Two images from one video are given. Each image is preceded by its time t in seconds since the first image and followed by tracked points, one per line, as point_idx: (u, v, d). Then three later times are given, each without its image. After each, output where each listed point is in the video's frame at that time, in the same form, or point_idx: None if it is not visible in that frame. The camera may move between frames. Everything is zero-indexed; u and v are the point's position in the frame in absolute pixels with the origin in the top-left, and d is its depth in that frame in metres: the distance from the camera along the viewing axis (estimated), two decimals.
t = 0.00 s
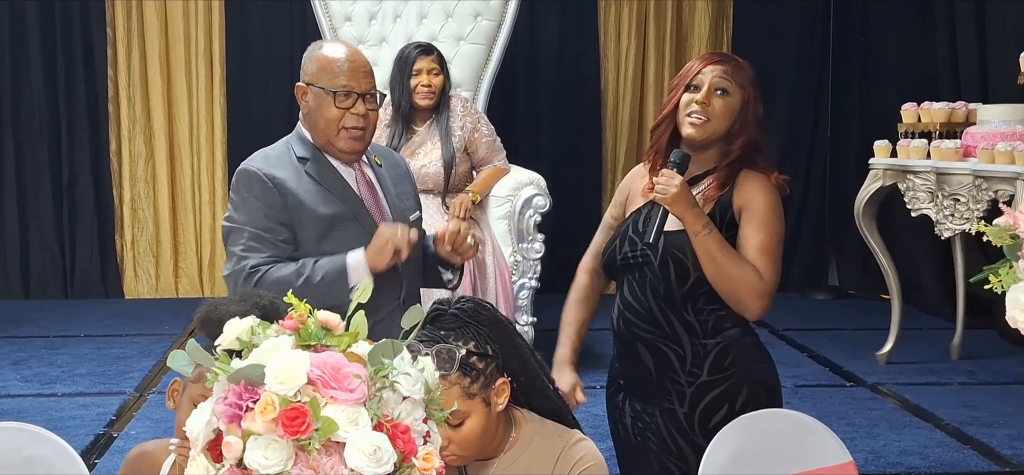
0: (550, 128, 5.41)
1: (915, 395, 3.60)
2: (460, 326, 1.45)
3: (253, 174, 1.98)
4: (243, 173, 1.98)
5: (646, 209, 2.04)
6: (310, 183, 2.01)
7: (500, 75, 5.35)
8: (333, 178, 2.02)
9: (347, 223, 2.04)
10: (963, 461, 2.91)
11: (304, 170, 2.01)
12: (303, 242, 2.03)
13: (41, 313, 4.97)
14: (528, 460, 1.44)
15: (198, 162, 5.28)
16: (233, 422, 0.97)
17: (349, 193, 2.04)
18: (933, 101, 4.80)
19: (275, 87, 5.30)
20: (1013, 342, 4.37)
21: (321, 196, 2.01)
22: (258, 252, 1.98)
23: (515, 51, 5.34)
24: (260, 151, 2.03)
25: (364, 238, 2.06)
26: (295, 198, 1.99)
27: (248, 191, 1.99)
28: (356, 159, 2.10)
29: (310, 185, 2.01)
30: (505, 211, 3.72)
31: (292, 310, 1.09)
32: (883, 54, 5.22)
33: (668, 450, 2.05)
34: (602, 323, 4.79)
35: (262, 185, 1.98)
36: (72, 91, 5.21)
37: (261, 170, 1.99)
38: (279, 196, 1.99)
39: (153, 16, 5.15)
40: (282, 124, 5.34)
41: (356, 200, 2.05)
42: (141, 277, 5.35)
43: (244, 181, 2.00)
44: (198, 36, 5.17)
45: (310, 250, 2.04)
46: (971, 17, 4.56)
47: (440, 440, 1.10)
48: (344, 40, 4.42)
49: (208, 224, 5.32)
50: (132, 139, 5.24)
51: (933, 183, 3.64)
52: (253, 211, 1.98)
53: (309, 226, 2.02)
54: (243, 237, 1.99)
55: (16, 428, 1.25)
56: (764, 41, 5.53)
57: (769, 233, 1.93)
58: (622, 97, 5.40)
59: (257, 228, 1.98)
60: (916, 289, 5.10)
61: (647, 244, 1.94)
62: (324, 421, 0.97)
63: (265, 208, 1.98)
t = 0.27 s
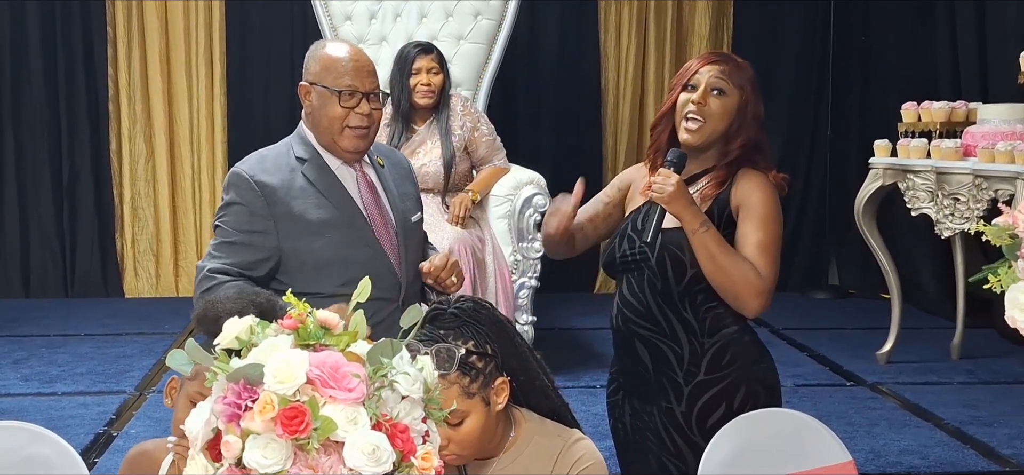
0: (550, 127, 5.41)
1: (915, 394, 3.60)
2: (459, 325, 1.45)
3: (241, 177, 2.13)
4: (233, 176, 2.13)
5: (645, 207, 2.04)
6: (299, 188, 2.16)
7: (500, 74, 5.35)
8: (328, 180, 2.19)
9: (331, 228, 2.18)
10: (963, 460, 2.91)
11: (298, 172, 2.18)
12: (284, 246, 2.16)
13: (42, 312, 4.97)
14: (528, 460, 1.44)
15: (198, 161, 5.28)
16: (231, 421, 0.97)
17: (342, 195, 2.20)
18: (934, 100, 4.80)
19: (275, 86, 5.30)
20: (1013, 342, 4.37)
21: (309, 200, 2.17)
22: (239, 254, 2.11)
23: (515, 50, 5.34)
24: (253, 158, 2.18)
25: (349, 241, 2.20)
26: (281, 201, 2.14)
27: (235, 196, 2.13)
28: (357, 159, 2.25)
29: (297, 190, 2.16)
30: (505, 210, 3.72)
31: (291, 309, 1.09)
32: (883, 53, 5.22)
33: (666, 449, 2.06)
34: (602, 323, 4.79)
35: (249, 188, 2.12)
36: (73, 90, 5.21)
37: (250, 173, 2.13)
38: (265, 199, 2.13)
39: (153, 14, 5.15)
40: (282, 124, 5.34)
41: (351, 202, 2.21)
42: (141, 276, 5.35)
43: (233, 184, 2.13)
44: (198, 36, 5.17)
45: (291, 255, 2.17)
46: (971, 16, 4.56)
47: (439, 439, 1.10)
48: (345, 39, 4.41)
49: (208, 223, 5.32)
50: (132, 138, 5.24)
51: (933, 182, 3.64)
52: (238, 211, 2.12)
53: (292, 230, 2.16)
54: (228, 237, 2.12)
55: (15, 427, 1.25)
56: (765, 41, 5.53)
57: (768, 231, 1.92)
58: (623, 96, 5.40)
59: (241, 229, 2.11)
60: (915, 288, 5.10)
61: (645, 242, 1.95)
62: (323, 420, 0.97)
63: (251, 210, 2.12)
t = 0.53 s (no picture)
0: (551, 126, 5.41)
1: (915, 394, 3.60)
2: (460, 325, 1.45)
3: (237, 175, 2.17)
4: (229, 175, 2.17)
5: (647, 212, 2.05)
6: (293, 187, 2.19)
7: (502, 73, 5.35)
8: (324, 181, 2.21)
9: (324, 229, 2.21)
10: (964, 459, 2.91)
11: (294, 172, 2.21)
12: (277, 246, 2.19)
13: (43, 311, 4.97)
14: (528, 459, 1.45)
15: (199, 160, 5.28)
16: (232, 420, 0.97)
17: (338, 197, 2.22)
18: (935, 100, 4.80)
19: (276, 85, 5.30)
20: (1014, 342, 4.37)
21: (304, 200, 2.19)
22: (231, 251, 2.15)
23: (516, 50, 5.34)
24: (251, 157, 2.22)
25: (342, 242, 2.22)
26: (275, 201, 2.17)
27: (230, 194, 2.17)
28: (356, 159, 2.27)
29: (292, 189, 2.19)
30: (506, 209, 3.72)
31: (292, 309, 1.09)
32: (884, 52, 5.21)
33: (667, 448, 2.05)
34: (603, 322, 4.79)
35: (244, 187, 2.15)
36: (74, 89, 5.21)
37: (245, 172, 2.17)
38: (259, 198, 2.16)
39: (155, 13, 5.15)
40: (283, 124, 5.34)
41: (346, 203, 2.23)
42: (142, 275, 5.35)
43: (230, 182, 2.18)
44: (199, 35, 5.17)
45: (284, 255, 2.19)
46: (972, 16, 4.55)
47: (440, 438, 1.10)
48: (346, 39, 4.41)
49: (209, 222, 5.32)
50: (133, 137, 5.24)
51: (934, 182, 3.64)
52: (234, 209, 2.16)
53: (286, 230, 2.19)
54: (222, 234, 2.16)
55: (16, 427, 1.25)
56: (766, 40, 5.52)
57: (768, 233, 1.92)
58: (624, 96, 5.40)
59: (234, 227, 2.15)
60: (917, 288, 5.10)
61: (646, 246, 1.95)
62: (324, 420, 0.97)
63: (245, 208, 2.16)
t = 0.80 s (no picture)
0: (553, 125, 5.41)
1: (917, 393, 3.60)
2: (461, 324, 1.45)
3: (236, 175, 2.18)
4: (228, 174, 2.19)
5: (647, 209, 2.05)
6: (291, 187, 2.20)
7: (503, 72, 5.35)
8: (322, 179, 2.22)
9: (321, 228, 2.21)
10: (965, 459, 2.91)
11: (293, 171, 2.22)
12: (275, 246, 2.19)
13: (44, 310, 4.97)
14: (530, 458, 1.45)
15: (200, 159, 5.28)
16: (234, 419, 0.98)
17: (336, 196, 2.23)
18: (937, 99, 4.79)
19: (278, 84, 5.30)
20: (1015, 341, 4.37)
21: (301, 199, 2.20)
22: (229, 251, 2.16)
23: (518, 50, 5.34)
24: (251, 157, 2.24)
25: (339, 241, 2.22)
26: (273, 200, 2.18)
27: (229, 194, 2.18)
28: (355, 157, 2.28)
29: (290, 189, 2.20)
30: (507, 209, 3.72)
31: (294, 308, 1.09)
32: (886, 52, 5.21)
33: (668, 447, 2.05)
34: (604, 321, 4.79)
35: (242, 186, 2.17)
36: (75, 88, 5.22)
37: (244, 171, 2.18)
38: (256, 197, 2.17)
39: (157, 13, 5.15)
40: (285, 123, 5.34)
41: (343, 202, 2.24)
42: (143, 274, 5.35)
43: (229, 182, 2.19)
44: (201, 34, 5.17)
45: (281, 254, 2.20)
46: (974, 15, 4.55)
47: (440, 438, 1.10)
48: (347, 37, 4.41)
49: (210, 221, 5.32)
50: (135, 136, 5.24)
51: (935, 182, 3.64)
52: (232, 209, 2.17)
53: (283, 229, 2.19)
54: (221, 234, 2.17)
55: (18, 424, 1.25)
56: (768, 40, 5.52)
57: (767, 234, 1.93)
58: (626, 95, 5.40)
59: (232, 227, 2.16)
60: (918, 287, 5.10)
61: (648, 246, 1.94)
62: (325, 418, 0.97)
63: (243, 208, 2.17)
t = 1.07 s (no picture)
0: (555, 126, 5.41)
1: (919, 394, 3.59)
2: (463, 325, 1.45)
3: (237, 175, 2.19)
4: (229, 174, 2.20)
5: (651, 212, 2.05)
6: (293, 187, 2.22)
7: (505, 72, 5.35)
8: (324, 180, 2.24)
9: (322, 229, 2.23)
10: (967, 460, 2.90)
11: (295, 171, 2.24)
12: (276, 246, 2.21)
13: (46, 309, 4.98)
14: (532, 459, 1.45)
15: (202, 159, 5.28)
16: (237, 419, 0.98)
17: (337, 196, 2.25)
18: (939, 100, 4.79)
19: (280, 84, 5.30)
20: (1017, 343, 4.37)
21: (303, 200, 2.22)
22: (231, 252, 2.17)
23: (520, 50, 5.34)
24: (252, 156, 2.24)
25: (340, 242, 2.24)
26: (274, 200, 2.19)
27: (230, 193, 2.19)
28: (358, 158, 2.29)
29: (292, 189, 2.21)
30: (509, 209, 3.72)
31: (296, 309, 1.09)
32: (889, 53, 5.21)
33: (675, 449, 2.05)
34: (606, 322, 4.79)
35: (244, 186, 2.18)
36: (78, 88, 5.22)
37: (245, 171, 2.19)
38: (258, 197, 2.18)
39: (159, 12, 5.16)
40: (287, 124, 5.34)
41: (345, 203, 2.25)
42: (145, 274, 5.36)
43: (231, 181, 2.20)
44: (203, 34, 5.17)
45: (282, 254, 2.22)
46: (977, 16, 4.55)
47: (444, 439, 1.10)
48: (350, 38, 4.41)
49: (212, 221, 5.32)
50: (137, 136, 5.24)
51: (938, 183, 3.63)
52: (234, 209, 2.19)
53: (284, 229, 2.21)
54: (223, 234, 2.19)
55: (21, 424, 1.25)
56: (770, 40, 5.52)
57: (774, 234, 1.93)
58: (628, 96, 5.39)
59: (234, 226, 2.18)
60: (920, 288, 5.09)
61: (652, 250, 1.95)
62: (328, 419, 0.97)
63: (244, 208, 2.18)
